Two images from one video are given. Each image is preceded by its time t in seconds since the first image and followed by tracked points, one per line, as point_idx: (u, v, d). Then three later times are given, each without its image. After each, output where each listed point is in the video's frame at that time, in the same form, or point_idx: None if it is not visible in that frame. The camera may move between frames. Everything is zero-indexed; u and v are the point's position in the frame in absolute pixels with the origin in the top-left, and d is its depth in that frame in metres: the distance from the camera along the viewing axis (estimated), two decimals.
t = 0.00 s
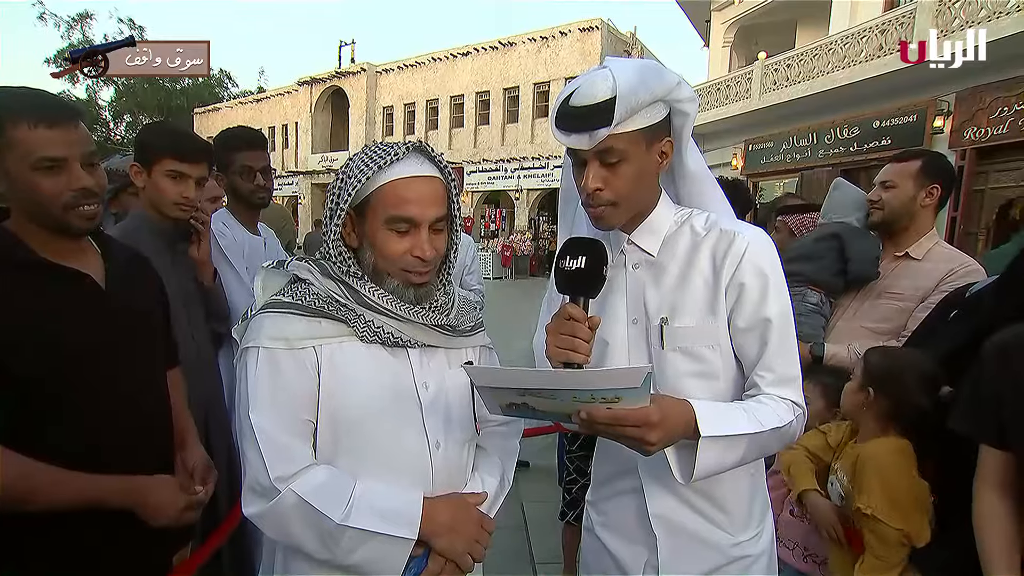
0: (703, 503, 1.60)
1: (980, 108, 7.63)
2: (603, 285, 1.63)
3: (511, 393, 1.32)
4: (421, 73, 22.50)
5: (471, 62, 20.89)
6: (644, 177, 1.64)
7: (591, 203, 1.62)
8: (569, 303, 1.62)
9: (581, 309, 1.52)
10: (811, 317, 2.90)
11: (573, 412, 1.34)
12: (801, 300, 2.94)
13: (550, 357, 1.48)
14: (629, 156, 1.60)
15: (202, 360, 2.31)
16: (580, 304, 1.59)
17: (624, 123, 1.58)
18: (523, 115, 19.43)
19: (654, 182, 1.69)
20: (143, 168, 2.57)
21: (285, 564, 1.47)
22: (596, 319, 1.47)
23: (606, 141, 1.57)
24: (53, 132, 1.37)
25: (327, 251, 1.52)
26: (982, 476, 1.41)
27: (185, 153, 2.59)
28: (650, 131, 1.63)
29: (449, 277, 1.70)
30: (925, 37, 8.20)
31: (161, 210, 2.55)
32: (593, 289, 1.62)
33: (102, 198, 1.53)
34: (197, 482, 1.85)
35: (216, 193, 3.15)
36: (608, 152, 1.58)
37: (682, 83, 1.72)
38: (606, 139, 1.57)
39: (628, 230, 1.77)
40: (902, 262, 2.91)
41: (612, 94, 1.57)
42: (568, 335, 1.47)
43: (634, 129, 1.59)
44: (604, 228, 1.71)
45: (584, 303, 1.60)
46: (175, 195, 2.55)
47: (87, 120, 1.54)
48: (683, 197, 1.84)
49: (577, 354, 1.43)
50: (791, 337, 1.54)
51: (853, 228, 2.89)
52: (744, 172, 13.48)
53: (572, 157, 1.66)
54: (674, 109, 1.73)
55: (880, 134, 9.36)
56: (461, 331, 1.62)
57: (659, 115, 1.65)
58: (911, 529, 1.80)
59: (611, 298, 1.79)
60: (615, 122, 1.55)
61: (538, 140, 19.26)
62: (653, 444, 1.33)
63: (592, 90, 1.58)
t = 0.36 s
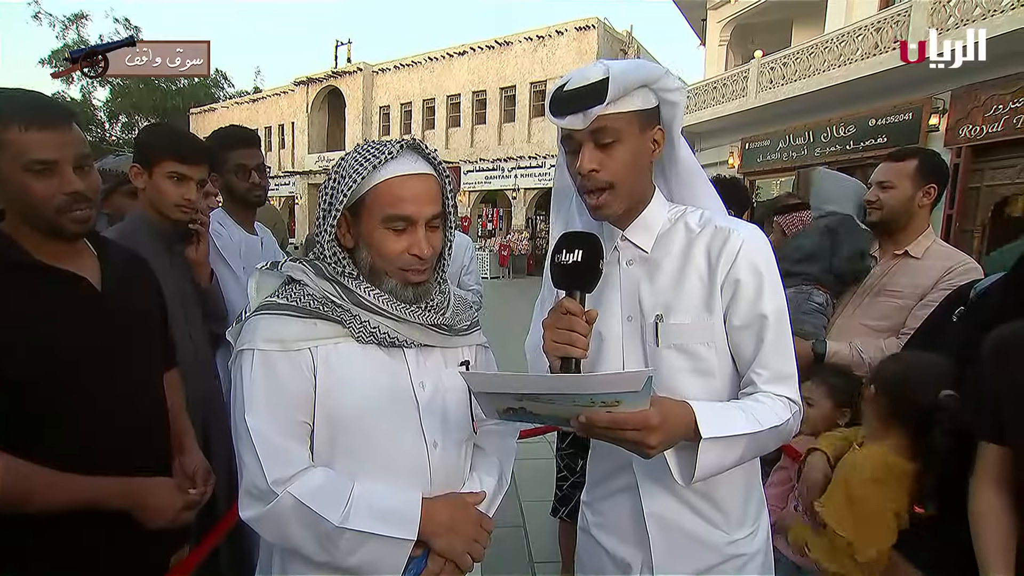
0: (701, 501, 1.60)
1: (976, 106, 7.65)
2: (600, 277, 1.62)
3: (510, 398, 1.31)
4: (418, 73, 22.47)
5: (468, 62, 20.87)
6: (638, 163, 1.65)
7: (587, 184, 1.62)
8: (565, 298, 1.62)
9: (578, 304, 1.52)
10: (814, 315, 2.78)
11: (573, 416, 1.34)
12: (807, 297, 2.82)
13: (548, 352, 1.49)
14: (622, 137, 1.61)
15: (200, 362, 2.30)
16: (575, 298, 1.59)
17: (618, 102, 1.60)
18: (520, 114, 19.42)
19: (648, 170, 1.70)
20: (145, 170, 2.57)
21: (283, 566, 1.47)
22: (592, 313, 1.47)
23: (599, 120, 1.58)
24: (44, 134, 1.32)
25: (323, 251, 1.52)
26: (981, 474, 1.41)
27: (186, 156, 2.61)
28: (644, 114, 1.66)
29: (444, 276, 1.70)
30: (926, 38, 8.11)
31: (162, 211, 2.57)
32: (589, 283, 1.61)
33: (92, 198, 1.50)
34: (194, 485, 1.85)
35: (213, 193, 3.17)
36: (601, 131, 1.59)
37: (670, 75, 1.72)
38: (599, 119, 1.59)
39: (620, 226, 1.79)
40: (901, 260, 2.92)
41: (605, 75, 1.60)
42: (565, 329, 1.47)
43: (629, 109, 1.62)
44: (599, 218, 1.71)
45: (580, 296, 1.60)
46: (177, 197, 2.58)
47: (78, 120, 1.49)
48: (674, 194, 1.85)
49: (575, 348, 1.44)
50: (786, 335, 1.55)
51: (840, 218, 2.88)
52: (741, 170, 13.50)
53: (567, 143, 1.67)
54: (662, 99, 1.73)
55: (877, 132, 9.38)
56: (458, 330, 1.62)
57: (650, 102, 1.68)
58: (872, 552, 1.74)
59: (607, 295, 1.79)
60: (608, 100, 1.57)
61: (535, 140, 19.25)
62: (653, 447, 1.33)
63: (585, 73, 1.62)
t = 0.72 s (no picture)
0: (697, 507, 1.60)
1: (975, 110, 7.67)
2: (597, 276, 1.63)
3: (500, 405, 1.32)
4: (418, 75, 22.50)
5: (468, 64, 20.89)
6: (632, 167, 1.65)
7: (582, 190, 1.62)
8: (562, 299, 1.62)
9: (575, 305, 1.53)
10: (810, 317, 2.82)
11: (564, 423, 1.34)
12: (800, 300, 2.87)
13: (547, 352, 1.50)
14: (616, 142, 1.62)
15: (200, 364, 2.30)
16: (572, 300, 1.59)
17: (611, 107, 1.61)
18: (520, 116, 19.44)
19: (643, 173, 1.70)
20: (147, 171, 2.58)
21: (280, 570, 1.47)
22: (590, 314, 1.48)
23: (592, 126, 1.59)
24: (35, 134, 1.33)
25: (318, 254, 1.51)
26: (978, 479, 1.42)
27: (190, 158, 2.61)
28: (637, 118, 1.66)
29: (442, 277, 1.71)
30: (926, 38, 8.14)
31: (165, 213, 2.55)
32: (585, 284, 1.62)
33: (83, 202, 1.49)
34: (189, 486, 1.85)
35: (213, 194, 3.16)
36: (595, 137, 1.60)
37: (663, 76, 1.72)
38: (592, 125, 1.59)
39: (616, 229, 1.79)
40: (898, 263, 2.92)
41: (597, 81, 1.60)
42: (563, 331, 1.47)
43: (622, 114, 1.62)
44: (595, 222, 1.72)
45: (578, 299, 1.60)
46: (179, 199, 2.56)
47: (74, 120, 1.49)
48: (671, 196, 1.85)
49: (573, 349, 1.44)
50: (782, 337, 1.55)
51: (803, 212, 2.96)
52: (741, 173, 13.51)
53: (561, 149, 1.67)
54: (656, 101, 1.73)
55: (876, 136, 9.40)
56: (455, 332, 1.63)
57: (643, 106, 1.68)
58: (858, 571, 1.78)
59: (602, 297, 1.79)
60: (601, 106, 1.58)
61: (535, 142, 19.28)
62: (646, 455, 1.33)
63: (579, 79, 1.63)
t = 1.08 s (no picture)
0: (697, 508, 1.60)
1: (972, 111, 7.68)
2: (596, 277, 1.63)
3: (502, 409, 1.31)
4: (418, 75, 22.50)
5: (468, 64, 20.88)
6: (633, 170, 1.65)
7: (585, 195, 1.63)
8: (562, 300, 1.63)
9: (575, 305, 1.53)
10: (809, 319, 2.84)
11: (566, 426, 1.34)
12: (797, 303, 2.90)
13: (548, 353, 1.49)
14: (617, 147, 1.61)
15: (199, 363, 2.29)
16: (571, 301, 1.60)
17: (613, 112, 1.60)
18: (520, 117, 19.43)
19: (643, 176, 1.71)
20: (147, 172, 2.55)
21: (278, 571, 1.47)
22: (590, 314, 1.48)
23: (594, 131, 1.59)
24: (34, 133, 1.31)
25: (314, 254, 1.51)
26: (977, 480, 1.43)
27: (193, 166, 2.59)
28: (638, 122, 1.66)
29: (438, 276, 1.70)
30: (926, 37, 8.14)
31: (162, 216, 2.54)
32: (584, 284, 1.63)
33: (83, 199, 1.47)
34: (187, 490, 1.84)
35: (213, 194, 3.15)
36: (597, 142, 1.59)
37: (664, 77, 1.72)
38: (594, 130, 1.59)
39: (616, 229, 1.79)
40: (896, 263, 2.91)
41: (599, 85, 1.59)
42: (564, 332, 1.47)
43: (623, 118, 1.62)
44: (596, 224, 1.73)
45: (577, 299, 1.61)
46: (177, 205, 2.55)
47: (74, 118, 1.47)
48: (672, 197, 1.84)
49: (574, 350, 1.44)
50: (782, 338, 1.55)
51: (794, 218, 3.01)
52: (740, 173, 13.52)
53: (562, 152, 1.66)
54: (658, 102, 1.73)
55: (874, 137, 9.41)
56: (452, 331, 1.63)
57: (645, 108, 1.68)
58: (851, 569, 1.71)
59: (603, 297, 1.79)
60: (603, 111, 1.58)
61: (535, 142, 19.28)
62: (646, 457, 1.33)
63: (580, 82, 1.60)
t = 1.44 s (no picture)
0: (698, 508, 1.60)
1: (969, 113, 7.69)
2: (603, 279, 1.64)
3: (507, 412, 1.31)
4: (418, 78, 22.56)
5: (469, 67, 20.94)
6: (638, 172, 1.66)
7: (591, 197, 1.63)
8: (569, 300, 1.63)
9: (582, 306, 1.53)
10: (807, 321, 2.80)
11: (574, 429, 1.34)
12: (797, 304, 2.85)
13: (554, 353, 1.49)
14: (624, 149, 1.62)
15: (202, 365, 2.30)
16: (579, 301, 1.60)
17: (622, 114, 1.60)
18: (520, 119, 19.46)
19: (649, 177, 1.72)
20: (147, 174, 2.54)
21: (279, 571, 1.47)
22: (598, 315, 1.48)
23: (603, 135, 1.59)
24: (47, 135, 1.34)
25: (313, 255, 1.52)
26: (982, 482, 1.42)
27: (196, 169, 2.59)
28: (645, 125, 1.67)
29: (435, 276, 1.71)
30: (926, 36, 8.08)
31: (159, 217, 2.53)
32: (592, 285, 1.62)
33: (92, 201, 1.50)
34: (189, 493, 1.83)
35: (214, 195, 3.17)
36: (605, 145, 1.60)
37: (670, 79, 1.72)
38: (603, 132, 1.59)
39: (620, 229, 1.80)
40: (894, 264, 2.91)
41: (607, 88, 1.59)
42: (571, 332, 1.47)
43: (631, 121, 1.62)
44: (602, 225, 1.73)
45: (585, 299, 1.61)
46: (177, 207, 2.54)
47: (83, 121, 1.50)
48: (677, 198, 1.85)
49: (581, 350, 1.44)
50: (783, 339, 1.56)
51: (794, 219, 2.94)
52: (739, 174, 13.51)
53: (567, 153, 1.66)
54: (664, 103, 1.73)
55: (872, 139, 9.41)
56: (450, 331, 1.63)
57: (651, 110, 1.68)
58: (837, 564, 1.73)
59: (608, 297, 1.79)
60: (612, 114, 1.58)
61: (535, 144, 19.31)
62: (653, 459, 1.34)
63: (588, 85, 1.59)
